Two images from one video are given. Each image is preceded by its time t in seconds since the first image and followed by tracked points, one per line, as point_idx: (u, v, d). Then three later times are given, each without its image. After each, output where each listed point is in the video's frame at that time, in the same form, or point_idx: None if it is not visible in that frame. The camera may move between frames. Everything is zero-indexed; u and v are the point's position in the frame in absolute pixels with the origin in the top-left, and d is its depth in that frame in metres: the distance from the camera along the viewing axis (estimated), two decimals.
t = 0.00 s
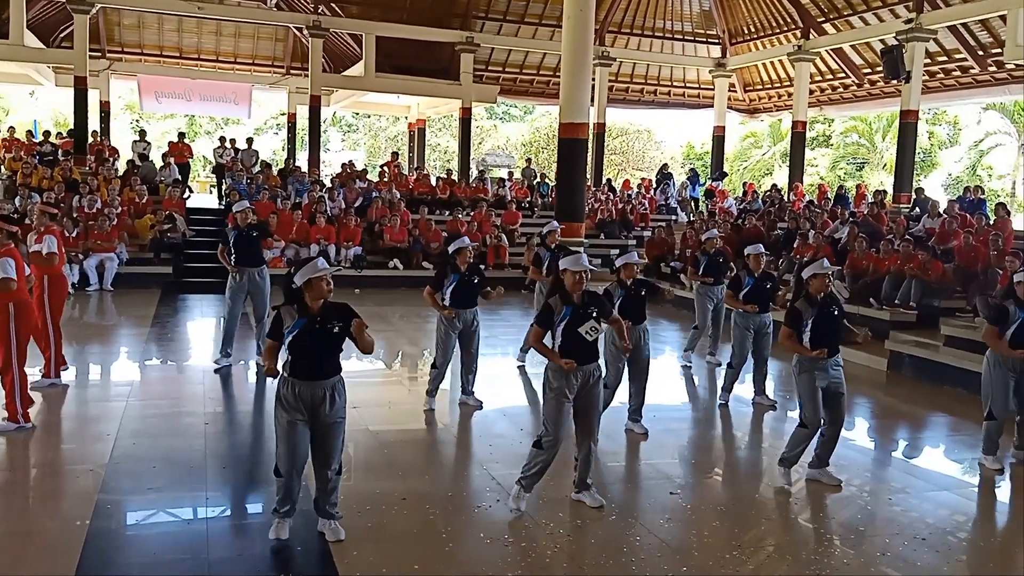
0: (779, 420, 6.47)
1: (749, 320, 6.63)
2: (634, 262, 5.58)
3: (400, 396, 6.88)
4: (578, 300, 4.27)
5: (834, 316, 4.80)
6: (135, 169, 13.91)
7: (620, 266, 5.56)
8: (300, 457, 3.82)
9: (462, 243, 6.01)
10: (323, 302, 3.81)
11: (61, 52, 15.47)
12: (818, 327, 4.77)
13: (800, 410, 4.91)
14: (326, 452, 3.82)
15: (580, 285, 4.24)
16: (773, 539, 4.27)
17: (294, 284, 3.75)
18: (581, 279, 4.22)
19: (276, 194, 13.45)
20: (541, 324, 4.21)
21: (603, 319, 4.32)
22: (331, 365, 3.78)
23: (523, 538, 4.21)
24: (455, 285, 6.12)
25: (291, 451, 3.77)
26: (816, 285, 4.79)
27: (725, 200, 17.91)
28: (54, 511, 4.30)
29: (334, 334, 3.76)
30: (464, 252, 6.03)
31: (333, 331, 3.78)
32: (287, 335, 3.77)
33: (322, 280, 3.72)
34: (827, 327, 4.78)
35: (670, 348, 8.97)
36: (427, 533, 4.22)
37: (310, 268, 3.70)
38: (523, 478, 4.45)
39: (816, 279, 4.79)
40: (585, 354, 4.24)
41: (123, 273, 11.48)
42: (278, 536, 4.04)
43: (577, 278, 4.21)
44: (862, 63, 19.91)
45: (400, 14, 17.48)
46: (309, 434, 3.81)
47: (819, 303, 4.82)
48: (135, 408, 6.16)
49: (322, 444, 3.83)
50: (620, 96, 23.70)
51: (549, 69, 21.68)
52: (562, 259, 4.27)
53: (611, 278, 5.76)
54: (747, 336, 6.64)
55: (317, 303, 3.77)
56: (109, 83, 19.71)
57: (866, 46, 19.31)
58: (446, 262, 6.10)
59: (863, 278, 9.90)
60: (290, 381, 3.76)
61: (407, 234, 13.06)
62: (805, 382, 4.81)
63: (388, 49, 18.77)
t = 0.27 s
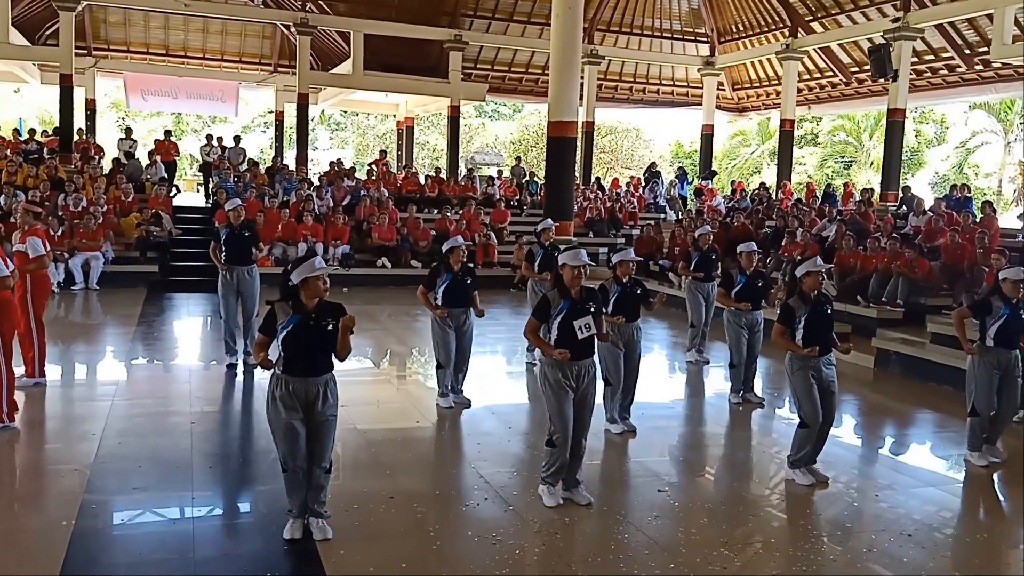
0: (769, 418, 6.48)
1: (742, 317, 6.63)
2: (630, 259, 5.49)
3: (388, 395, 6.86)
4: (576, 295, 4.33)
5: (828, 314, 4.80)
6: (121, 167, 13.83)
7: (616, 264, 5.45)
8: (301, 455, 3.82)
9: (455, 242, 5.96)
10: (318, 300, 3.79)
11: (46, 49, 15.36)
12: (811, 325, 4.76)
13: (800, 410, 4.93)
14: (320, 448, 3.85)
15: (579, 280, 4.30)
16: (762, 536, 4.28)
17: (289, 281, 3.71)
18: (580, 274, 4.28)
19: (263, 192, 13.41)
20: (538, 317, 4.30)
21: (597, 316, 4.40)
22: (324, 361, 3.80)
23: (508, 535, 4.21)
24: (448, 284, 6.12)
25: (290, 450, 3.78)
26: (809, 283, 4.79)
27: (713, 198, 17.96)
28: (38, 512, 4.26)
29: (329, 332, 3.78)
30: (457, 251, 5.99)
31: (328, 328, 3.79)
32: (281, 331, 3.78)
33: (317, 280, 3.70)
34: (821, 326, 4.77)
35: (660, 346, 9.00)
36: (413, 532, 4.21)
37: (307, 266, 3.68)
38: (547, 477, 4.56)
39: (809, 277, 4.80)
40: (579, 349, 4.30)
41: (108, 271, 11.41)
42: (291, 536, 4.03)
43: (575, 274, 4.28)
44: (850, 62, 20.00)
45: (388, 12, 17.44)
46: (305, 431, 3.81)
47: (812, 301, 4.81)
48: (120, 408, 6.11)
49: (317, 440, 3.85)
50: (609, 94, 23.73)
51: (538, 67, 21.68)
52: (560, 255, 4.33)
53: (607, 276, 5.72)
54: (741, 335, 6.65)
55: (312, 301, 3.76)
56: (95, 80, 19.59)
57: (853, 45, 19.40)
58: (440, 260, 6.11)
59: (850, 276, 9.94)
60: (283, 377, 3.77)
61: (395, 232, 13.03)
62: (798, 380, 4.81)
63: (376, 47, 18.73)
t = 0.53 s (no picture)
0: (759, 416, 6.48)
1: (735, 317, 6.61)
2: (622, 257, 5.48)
3: (375, 393, 6.85)
4: (569, 294, 4.35)
5: (818, 311, 4.83)
6: (106, 165, 13.74)
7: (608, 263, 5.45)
8: (292, 453, 3.83)
9: (445, 243, 6.00)
10: (309, 301, 3.80)
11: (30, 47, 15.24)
12: (801, 322, 4.80)
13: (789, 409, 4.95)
14: (317, 443, 3.79)
15: (571, 279, 4.33)
16: (751, 533, 4.29)
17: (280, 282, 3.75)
18: (572, 273, 4.32)
19: (251, 190, 13.36)
20: (532, 318, 4.32)
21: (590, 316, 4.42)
22: (315, 361, 3.79)
23: (497, 534, 4.19)
24: (439, 284, 6.10)
25: (281, 449, 3.78)
26: (798, 280, 4.86)
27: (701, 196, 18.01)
28: (22, 513, 4.22)
29: (320, 334, 3.79)
30: (447, 250, 6.03)
31: (320, 330, 3.80)
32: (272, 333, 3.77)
33: (309, 280, 3.71)
34: (811, 323, 4.81)
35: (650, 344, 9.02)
36: (402, 531, 4.19)
37: (297, 265, 3.69)
38: (548, 481, 4.57)
39: (798, 273, 4.87)
40: (575, 349, 4.29)
41: (94, 270, 11.33)
42: (279, 536, 4.01)
43: (568, 273, 4.31)
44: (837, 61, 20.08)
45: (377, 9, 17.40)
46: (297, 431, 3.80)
47: (802, 298, 4.85)
48: (105, 408, 6.06)
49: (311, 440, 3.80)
50: (598, 93, 23.76)
51: (527, 65, 21.68)
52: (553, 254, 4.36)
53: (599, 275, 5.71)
54: (732, 333, 6.65)
55: (303, 302, 3.78)
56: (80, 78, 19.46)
57: (841, 44, 19.50)
58: (429, 261, 6.10)
59: (838, 274, 9.98)
60: (275, 378, 3.75)
61: (384, 231, 13.00)
62: (791, 377, 4.83)
63: (364, 45, 18.67)
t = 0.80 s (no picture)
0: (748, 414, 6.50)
1: (729, 314, 6.71)
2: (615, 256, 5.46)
3: (365, 391, 6.86)
4: (563, 294, 4.31)
5: (810, 305, 4.88)
6: (93, 164, 13.68)
7: (601, 261, 5.44)
8: (284, 451, 3.84)
9: (438, 240, 5.97)
10: (300, 298, 3.81)
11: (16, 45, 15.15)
12: (795, 319, 4.83)
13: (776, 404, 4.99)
14: (319, 439, 3.85)
15: (565, 278, 4.26)
16: (740, 531, 4.30)
17: (271, 278, 3.77)
18: (565, 273, 4.25)
19: (239, 189, 13.32)
20: (528, 320, 4.24)
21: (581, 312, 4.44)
22: (308, 358, 3.82)
23: (483, 532, 4.20)
24: (433, 282, 6.08)
25: (276, 446, 3.80)
26: (792, 277, 4.83)
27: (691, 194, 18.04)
28: (8, 514, 4.19)
29: (311, 328, 3.79)
30: (439, 248, 5.99)
31: (311, 324, 3.80)
32: (265, 331, 3.78)
33: (298, 277, 3.73)
34: (805, 319, 4.85)
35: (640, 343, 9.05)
36: (391, 529, 4.19)
37: (289, 261, 3.70)
38: (536, 479, 4.56)
39: (792, 270, 4.83)
40: (571, 347, 4.31)
41: (81, 270, 11.27)
42: (267, 535, 4.01)
43: (562, 272, 4.25)
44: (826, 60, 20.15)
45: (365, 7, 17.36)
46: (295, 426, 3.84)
47: (796, 294, 4.87)
48: (93, 407, 6.03)
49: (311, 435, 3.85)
50: (587, 91, 23.78)
51: (516, 64, 21.68)
52: (546, 254, 4.29)
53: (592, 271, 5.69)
54: (725, 329, 6.71)
55: (295, 298, 3.78)
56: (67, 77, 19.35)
57: (829, 42, 19.58)
58: (422, 259, 6.06)
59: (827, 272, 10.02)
60: (269, 376, 3.78)
61: (373, 229, 12.98)
62: (783, 374, 4.86)
63: (353, 44, 18.62)
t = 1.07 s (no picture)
0: (740, 413, 6.50)
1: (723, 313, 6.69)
2: (611, 254, 5.48)
3: (359, 391, 6.86)
4: (562, 291, 4.31)
5: (806, 302, 4.91)
6: (84, 164, 13.62)
7: (596, 260, 5.43)
8: (280, 450, 3.82)
9: (435, 240, 5.92)
10: (299, 293, 3.83)
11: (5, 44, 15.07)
12: (792, 319, 4.82)
13: (770, 402, 5.00)
14: (320, 435, 3.89)
15: (564, 276, 4.27)
16: (733, 529, 4.31)
17: (270, 273, 3.79)
18: (564, 271, 4.26)
19: (231, 188, 13.28)
20: (527, 318, 4.23)
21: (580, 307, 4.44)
22: (307, 354, 3.83)
23: (474, 531, 4.21)
24: (431, 281, 6.06)
25: (273, 444, 3.78)
26: (790, 274, 4.89)
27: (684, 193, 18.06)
28: None
29: (310, 322, 3.80)
30: (438, 248, 5.92)
31: (309, 318, 3.81)
32: (264, 326, 3.78)
33: (297, 271, 3.75)
34: (802, 317, 4.85)
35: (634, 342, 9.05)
36: (383, 528, 4.18)
37: (285, 257, 3.74)
38: (529, 477, 4.57)
39: (789, 267, 4.90)
40: (571, 344, 4.32)
41: (72, 270, 11.22)
42: (259, 536, 4.00)
43: (560, 270, 4.26)
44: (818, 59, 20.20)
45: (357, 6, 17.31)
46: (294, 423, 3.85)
47: (792, 293, 4.89)
48: (84, 408, 6.00)
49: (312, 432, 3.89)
50: (580, 90, 23.79)
51: (509, 63, 21.67)
52: (543, 252, 4.30)
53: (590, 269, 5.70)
54: (723, 328, 6.69)
55: (294, 293, 3.79)
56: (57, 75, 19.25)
57: (821, 42, 19.63)
58: (420, 259, 6.01)
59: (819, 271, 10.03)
60: (266, 372, 3.77)
61: (365, 228, 12.95)
62: (779, 371, 4.88)
63: (345, 42, 18.57)
